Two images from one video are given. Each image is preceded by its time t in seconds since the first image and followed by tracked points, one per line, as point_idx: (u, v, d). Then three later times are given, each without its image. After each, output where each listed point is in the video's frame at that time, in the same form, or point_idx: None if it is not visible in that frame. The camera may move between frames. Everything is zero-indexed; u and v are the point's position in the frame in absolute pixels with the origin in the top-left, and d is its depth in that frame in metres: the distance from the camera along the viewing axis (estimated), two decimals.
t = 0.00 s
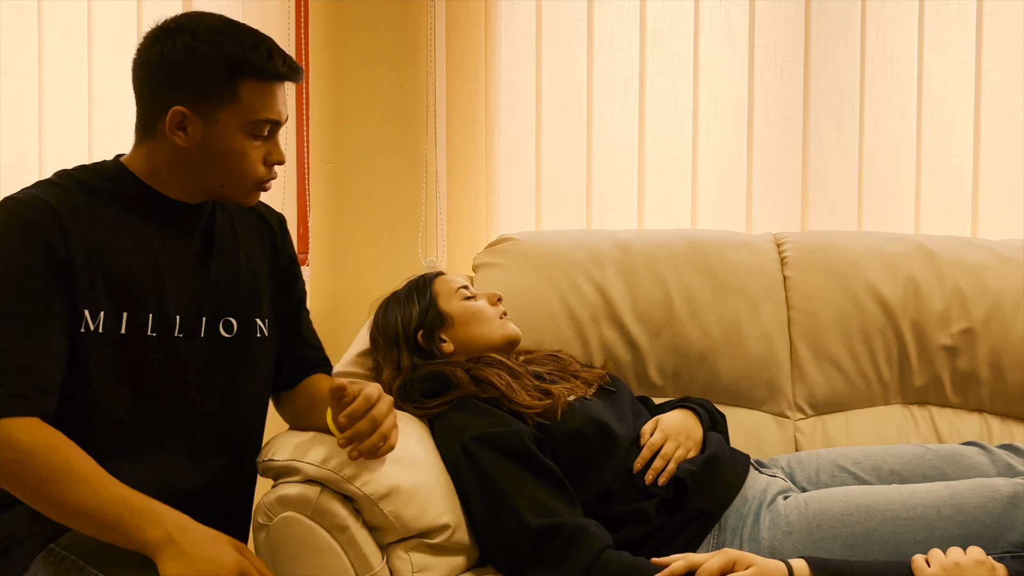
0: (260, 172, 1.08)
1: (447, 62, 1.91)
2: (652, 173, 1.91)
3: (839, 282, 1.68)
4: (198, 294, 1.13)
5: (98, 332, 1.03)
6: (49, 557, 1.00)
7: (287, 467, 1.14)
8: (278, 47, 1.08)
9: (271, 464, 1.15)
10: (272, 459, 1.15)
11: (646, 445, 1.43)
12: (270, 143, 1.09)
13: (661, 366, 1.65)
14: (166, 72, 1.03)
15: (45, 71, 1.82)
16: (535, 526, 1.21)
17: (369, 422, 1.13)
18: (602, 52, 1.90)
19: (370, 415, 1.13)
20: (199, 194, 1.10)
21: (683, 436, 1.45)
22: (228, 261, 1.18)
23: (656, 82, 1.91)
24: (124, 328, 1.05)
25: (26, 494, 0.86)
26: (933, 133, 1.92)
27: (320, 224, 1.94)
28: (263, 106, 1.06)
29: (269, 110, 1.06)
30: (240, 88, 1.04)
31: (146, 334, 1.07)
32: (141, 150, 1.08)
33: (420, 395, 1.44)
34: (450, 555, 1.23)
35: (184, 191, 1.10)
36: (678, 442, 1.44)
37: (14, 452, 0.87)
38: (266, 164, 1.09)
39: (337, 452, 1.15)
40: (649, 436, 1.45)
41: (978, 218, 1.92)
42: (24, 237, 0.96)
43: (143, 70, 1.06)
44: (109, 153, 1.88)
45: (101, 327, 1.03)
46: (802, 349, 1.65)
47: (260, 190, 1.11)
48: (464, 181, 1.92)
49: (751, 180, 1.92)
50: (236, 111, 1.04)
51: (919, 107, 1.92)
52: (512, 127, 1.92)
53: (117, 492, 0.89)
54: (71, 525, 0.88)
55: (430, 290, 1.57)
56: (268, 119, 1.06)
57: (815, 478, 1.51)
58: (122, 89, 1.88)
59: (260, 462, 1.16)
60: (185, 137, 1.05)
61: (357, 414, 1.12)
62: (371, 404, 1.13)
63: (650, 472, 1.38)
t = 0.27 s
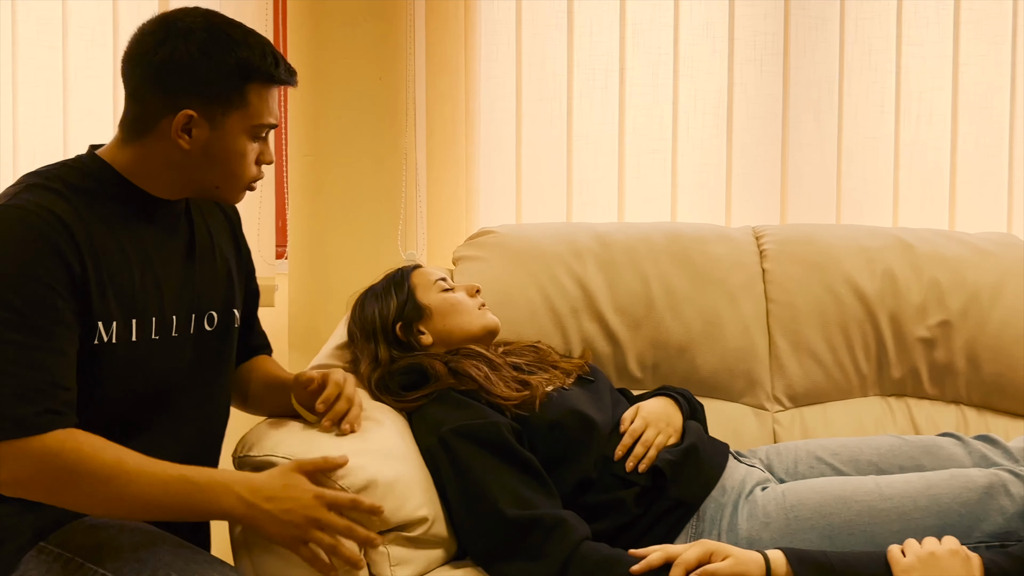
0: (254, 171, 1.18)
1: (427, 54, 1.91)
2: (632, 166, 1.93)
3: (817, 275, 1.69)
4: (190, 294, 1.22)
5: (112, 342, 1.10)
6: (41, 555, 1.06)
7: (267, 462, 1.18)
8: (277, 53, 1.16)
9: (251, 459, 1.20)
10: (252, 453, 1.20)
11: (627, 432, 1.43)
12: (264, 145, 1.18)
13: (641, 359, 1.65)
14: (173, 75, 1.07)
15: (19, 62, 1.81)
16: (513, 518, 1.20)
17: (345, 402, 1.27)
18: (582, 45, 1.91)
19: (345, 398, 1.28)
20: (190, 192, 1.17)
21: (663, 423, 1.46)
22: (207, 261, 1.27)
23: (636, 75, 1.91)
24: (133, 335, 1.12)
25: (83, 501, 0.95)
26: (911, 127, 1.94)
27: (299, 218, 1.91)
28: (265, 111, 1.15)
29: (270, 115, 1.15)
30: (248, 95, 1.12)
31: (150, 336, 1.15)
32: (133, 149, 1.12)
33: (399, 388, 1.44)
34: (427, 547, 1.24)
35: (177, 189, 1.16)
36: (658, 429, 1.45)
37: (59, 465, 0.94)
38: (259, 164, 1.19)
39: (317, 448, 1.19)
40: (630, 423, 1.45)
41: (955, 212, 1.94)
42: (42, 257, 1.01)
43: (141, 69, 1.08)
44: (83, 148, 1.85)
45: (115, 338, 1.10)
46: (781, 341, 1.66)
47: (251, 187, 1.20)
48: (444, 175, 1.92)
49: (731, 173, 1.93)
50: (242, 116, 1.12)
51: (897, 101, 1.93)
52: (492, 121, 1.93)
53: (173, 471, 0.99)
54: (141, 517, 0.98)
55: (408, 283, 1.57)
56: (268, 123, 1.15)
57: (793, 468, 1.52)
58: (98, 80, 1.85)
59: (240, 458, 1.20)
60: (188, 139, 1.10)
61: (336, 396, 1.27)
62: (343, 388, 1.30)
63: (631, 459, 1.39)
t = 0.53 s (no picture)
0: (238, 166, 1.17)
1: (405, 46, 1.90)
2: (611, 159, 1.93)
3: (794, 268, 1.70)
4: (164, 292, 1.21)
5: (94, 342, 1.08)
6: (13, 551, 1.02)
7: (239, 455, 1.18)
8: (267, 49, 1.16)
9: (223, 452, 1.19)
10: (224, 447, 1.19)
11: (602, 428, 1.42)
12: (249, 139, 1.18)
13: (618, 352, 1.66)
14: (165, 69, 1.07)
15: None
16: (489, 512, 1.21)
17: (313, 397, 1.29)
18: (560, 39, 1.91)
19: (311, 393, 1.30)
20: (173, 185, 1.16)
21: (640, 418, 1.46)
22: (181, 266, 1.26)
23: (615, 68, 1.91)
24: (114, 335, 1.11)
25: (95, 501, 0.98)
26: (888, 121, 1.95)
27: (278, 210, 1.93)
28: (253, 106, 1.14)
29: (258, 111, 1.15)
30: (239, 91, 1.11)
31: (129, 335, 1.14)
32: (115, 142, 1.10)
33: (375, 381, 1.43)
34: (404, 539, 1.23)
35: (157, 182, 1.15)
36: (635, 424, 1.44)
37: (68, 468, 0.96)
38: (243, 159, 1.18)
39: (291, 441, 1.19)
40: (606, 419, 1.45)
41: (931, 206, 1.96)
42: (31, 258, 0.99)
43: (128, 61, 1.07)
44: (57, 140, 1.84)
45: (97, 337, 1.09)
46: (757, 334, 1.66)
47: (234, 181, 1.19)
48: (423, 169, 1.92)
49: (708, 167, 1.93)
50: (231, 111, 1.11)
51: (874, 95, 1.94)
52: (471, 113, 1.93)
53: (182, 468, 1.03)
54: (153, 513, 1.02)
55: (386, 276, 1.57)
56: (255, 119, 1.15)
57: (769, 461, 1.53)
58: (72, 71, 1.84)
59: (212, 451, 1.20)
60: (176, 133, 1.09)
61: (302, 391, 1.30)
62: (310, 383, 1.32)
63: (607, 454, 1.39)
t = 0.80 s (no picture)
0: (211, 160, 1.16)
1: (382, 39, 1.89)
2: (589, 153, 1.94)
3: (771, 261, 1.71)
4: (134, 288, 1.20)
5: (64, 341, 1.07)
6: None
7: (212, 450, 1.17)
8: (244, 41, 1.15)
9: (196, 447, 1.18)
10: (197, 441, 1.18)
11: (580, 423, 1.42)
12: (223, 132, 1.17)
13: (597, 345, 1.66)
14: (142, 62, 1.05)
15: None
16: (467, 505, 1.21)
17: (275, 390, 1.28)
18: (539, 31, 1.91)
19: (273, 386, 1.29)
20: (145, 178, 1.15)
21: (616, 413, 1.46)
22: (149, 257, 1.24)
23: (593, 61, 1.92)
24: (85, 334, 1.10)
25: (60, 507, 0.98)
26: (865, 115, 1.96)
27: (253, 203, 1.91)
28: (229, 99, 1.14)
29: (233, 103, 1.15)
30: (216, 84, 1.10)
31: (98, 333, 1.12)
32: (87, 135, 1.08)
33: (352, 373, 1.43)
34: (380, 533, 1.23)
35: (128, 176, 1.13)
36: (612, 419, 1.45)
37: (33, 477, 0.96)
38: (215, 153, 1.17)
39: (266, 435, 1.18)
40: (584, 414, 1.45)
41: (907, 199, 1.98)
42: None
43: (102, 52, 1.05)
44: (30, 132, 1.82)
45: (67, 336, 1.07)
46: (735, 327, 1.67)
47: (206, 174, 1.18)
48: (401, 162, 1.92)
49: (687, 161, 1.94)
50: (207, 105, 1.10)
51: (852, 88, 1.95)
52: (451, 105, 1.93)
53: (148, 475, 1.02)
54: (123, 517, 1.02)
55: (367, 269, 1.56)
56: (231, 112, 1.14)
57: (746, 454, 1.53)
58: (46, 63, 1.81)
59: (185, 445, 1.19)
60: (152, 127, 1.08)
61: (265, 384, 1.29)
62: (270, 377, 1.32)
63: (585, 449, 1.39)
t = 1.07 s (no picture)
0: (183, 152, 1.15)
1: (361, 29, 1.90)
2: (569, 145, 1.97)
3: (749, 253, 1.72)
4: (106, 281, 1.19)
5: (34, 341, 1.06)
6: None
7: (187, 444, 1.16)
8: (218, 32, 1.13)
9: (170, 441, 1.17)
10: (171, 436, 1.17)
11: (558, 418, 1.43)
12: (196, 123, 1.15)
13: (576, 337, 1.66)
14: (112, 52, 1.04)
15: None
16: (445, 498, 1.20)
17: (244, 383, 1.27)
18: (519, 23, 1.93)
19: (242, 380, 1.28)
20: (117, 171, 1.13)
21: (594, 407, 1.46)
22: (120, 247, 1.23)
23: (573, 53, 1.94)
24: (55, 331, 1.09)
25: (24, 512, 0.98)
26: (843, 108, 1.98)
27: (230, 195, 1.90)
28: (202, 90, 1.12)
29: (206, 95, 1.13)
30: (188, 75, 1.09)
31: (69, 329, 1.11)
32: (55, 127, 1.07)
33: (331, 366, 1.42)
34: (356, 526, 1.22)
35: (99, 168, 1.12)
36: (590, 413, 1.45)
37: None
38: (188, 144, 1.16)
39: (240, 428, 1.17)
40: (562, 408, 1.45)
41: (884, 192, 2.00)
42: None
43: (71, 42, 1.04)
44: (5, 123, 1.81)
45: (37, 336, 1.06)
46: (713, 319, 1.68)
47: (179, 167, 1.17)
48: (380, 154, 1.93)
49: (666, 154, 1.97)
50: (179, 96, 1.09)
51: (830, 82, 1.97)
52: (431, 97, 1.95)
53: (110, 481, 1.01)
54: (93, 520, 1.02)
55: (347, 261, 1.55)
56: (203, 103, 1.13)
57: (723, 445, 1.54)
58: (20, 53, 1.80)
59: (159, 440, 1.17)
60: (122, 119, 1.07)
61: (236, 377, 1.28)
62: (237, 371, 1.31)
63: (562, 444, 1.38)
